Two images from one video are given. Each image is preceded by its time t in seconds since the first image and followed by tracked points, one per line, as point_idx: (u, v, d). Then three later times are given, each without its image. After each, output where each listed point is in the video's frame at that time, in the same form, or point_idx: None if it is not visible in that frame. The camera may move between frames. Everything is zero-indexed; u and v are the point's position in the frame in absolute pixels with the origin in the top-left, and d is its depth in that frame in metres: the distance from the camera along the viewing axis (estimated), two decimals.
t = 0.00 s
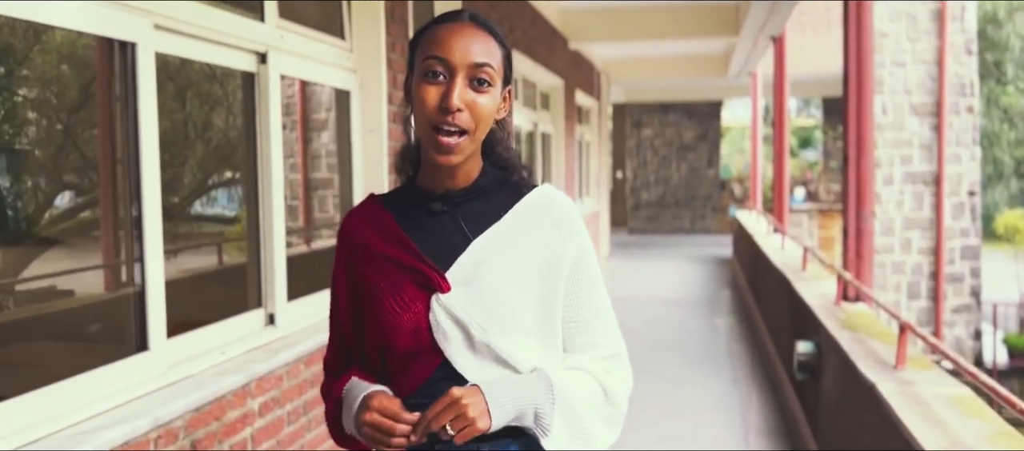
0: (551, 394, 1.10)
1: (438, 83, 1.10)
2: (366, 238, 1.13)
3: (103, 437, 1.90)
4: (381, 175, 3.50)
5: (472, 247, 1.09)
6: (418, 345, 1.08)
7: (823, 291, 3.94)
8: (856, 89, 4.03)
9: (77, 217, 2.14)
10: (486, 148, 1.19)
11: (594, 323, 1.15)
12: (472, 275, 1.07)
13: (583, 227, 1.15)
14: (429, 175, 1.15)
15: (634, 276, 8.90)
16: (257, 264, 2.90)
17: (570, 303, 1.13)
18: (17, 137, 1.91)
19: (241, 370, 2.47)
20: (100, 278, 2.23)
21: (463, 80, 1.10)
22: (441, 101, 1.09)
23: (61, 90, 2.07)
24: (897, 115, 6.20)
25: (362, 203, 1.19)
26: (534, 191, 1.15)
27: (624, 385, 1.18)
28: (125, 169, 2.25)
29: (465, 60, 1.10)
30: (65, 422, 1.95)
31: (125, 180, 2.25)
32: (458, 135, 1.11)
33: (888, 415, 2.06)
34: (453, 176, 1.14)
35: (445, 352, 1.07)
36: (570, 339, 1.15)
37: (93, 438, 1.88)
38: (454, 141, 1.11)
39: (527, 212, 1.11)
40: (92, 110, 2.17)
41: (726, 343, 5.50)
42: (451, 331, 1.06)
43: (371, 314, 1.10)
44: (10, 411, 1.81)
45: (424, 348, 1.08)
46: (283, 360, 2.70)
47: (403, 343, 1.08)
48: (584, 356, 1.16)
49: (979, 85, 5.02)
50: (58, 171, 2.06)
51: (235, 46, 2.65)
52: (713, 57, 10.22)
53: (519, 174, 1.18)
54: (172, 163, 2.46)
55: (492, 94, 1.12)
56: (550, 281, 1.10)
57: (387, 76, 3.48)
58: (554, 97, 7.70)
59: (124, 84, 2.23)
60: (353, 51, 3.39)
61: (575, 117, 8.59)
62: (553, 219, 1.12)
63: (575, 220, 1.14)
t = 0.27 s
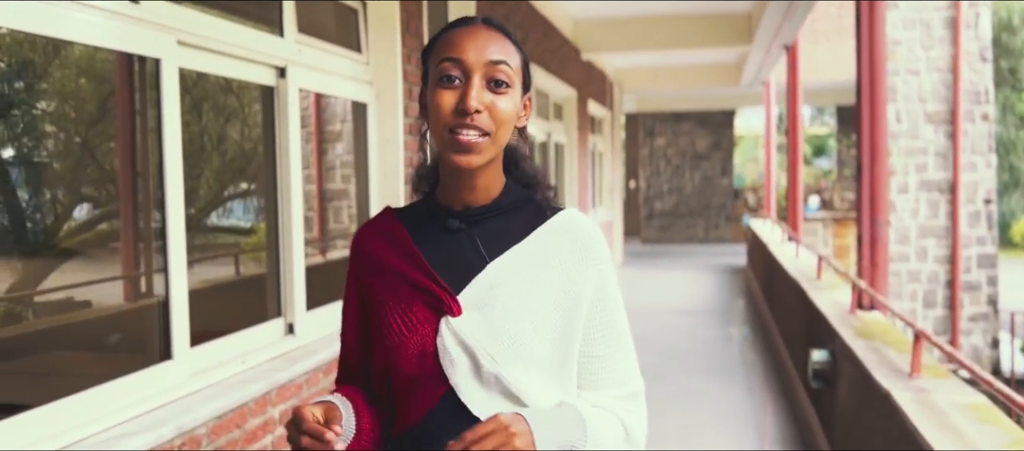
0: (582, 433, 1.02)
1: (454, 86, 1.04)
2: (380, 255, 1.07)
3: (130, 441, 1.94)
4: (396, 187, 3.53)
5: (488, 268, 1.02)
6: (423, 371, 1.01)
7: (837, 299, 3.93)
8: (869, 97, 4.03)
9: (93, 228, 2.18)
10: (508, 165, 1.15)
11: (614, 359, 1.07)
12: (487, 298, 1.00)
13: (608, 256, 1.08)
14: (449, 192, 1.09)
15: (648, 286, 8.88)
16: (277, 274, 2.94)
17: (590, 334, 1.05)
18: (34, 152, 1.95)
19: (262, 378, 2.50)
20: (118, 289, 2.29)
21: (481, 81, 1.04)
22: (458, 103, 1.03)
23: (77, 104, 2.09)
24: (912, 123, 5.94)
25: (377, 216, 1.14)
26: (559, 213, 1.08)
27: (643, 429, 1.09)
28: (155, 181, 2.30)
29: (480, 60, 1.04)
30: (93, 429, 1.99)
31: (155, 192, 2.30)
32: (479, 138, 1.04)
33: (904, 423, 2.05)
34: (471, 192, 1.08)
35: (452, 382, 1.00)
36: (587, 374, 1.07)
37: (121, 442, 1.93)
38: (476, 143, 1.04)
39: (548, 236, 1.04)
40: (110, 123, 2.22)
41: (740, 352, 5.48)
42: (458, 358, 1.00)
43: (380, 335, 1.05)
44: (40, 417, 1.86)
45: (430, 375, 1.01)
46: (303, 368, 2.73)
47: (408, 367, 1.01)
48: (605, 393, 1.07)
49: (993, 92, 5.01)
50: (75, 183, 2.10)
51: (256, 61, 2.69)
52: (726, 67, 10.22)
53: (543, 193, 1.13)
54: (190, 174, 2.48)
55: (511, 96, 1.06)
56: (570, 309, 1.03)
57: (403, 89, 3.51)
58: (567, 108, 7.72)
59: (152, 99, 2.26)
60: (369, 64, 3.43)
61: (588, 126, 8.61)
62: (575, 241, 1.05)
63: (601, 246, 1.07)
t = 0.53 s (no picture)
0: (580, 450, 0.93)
1: (481, 68, 0.99)
2: (389, 253, 1.00)
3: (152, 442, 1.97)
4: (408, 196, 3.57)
5: (500, 278, 0.96)
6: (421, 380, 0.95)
7: (848, 304, 3.93)
8: (878, 102, 4.04)
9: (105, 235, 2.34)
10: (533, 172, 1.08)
11: (631, 387, 0.98)
12: (496, 312, 0.94)
13: (630, 276, 1.01)
14: (467, 190, 1.04)
15: (660, 293, 8.87)
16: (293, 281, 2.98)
17: (605, 356, 0.97)
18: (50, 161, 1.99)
19: (281, 380, 2.54)
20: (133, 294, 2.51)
21: (511, 63, 0.99)
22: (484, 83, 0.98)
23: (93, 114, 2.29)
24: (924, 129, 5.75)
25: (383, 199, 1.09)
26: (580, 226, 1.02)
27: None
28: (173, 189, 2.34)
29: (512, 43, 0.99)
30: (118, 429, 2.02)
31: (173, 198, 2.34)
32: (505, 121, 0.98)
33: (909, 424, 2.06)
34: (490, 189, 1.02)
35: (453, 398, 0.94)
36: (597, 400, 0.97)
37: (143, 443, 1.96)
38: (500, 126, 0.98)
39: (564, 249, 0.98)
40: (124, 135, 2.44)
41: (752, 358, 5.47)
42: (462, 371, 0.94)
43: (380, 334, 0.99)
44: (62, 417, 1.88)
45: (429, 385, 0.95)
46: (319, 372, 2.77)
47: (405, 372, 0.96)
48: (615, 423, 0.96)
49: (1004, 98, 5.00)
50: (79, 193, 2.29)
51: (274, 71, 2.71)
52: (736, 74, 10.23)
53: (565, 202, 1.08)
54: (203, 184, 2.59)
55: (541, 83, 1.00)
56: (585, 327, 0.96)
57: (415, 98, 3.54)
58: (577, 116, 7.75)
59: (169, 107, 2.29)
60: (382, 74, 3.48)
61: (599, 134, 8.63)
62: (590, 259, 0.98)
63: (622, 264, 1.00)
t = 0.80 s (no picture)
0: None
1: (510, 84, 0.99)
2: (410, 261, 0.98)
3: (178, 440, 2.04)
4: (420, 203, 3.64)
5: (517, 295, 0.99)
6: (436, 394, 0.96)
7: (853, 308, 3.96)
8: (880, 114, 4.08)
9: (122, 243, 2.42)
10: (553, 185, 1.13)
11: (640, 396, 1.03)
12: (514, 330, 0.97)
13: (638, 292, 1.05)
14: (483, 200, 1.04)
15: (669, 298, 8.89)
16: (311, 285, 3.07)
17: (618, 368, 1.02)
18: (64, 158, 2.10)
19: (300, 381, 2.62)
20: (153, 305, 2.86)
21: (540, 81, 1.00)
22: (514, 102, 0.98)
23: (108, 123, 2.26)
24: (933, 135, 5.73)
25: (394, 199, 1.06)
26: (593, 243, 1.06)
27: None
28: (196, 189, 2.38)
29: (541, 61, 1.00)
30: (145, 424, 2.08)
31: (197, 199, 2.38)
32: (532, 141, 0.99)
33: (906, 423, 2.11)
34: (509, 204, 1.03)
35: (469, 412, 0.96)
36: (612, 410, 1.03)
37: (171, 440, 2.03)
38: (526, 147, 0.98)
39: (579, 269, 1.01)
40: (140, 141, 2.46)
41: (761, 362, 5.50)
42: (479, 390, 0.95)
43: (393, 348, 0.97)
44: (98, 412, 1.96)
45: (440, 397, 0.96)
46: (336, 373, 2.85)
47: (423, 387, 0.96)
48: (630, 430, 1.03)
49: (1013, 104, 5.00)
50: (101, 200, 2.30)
51: (293, 84, 2.77)
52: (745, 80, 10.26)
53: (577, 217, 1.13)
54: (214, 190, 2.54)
55: (568, 102, 1.02)
56: (601, 344, 1.00)
57: (427, 107, 3.61)
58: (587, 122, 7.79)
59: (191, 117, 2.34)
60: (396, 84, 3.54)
61: (609, 140, 8.68)
62: (604, 277, 1.01)
63: (631, 282, 1.04)
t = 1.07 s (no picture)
0: None
1: (503, 110, 1.01)
2: (411, 269, 1.03)
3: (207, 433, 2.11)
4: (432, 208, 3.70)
5: (514, 298, 1.02)
6: (443, 394, 1.01)
7: (858, 311, 4.00)
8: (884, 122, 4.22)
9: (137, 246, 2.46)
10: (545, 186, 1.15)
11: (642, 390, 1.06)
12: (510, 331, 1.00)
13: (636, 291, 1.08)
14: (480, 209, 1.07)
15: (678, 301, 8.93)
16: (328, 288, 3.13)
17: (618, 363, 1.05)
18: (89, 173, 2.13)
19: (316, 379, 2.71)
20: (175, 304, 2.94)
21: (532, 107, 1.02)
22: (506, 130, 1.00)
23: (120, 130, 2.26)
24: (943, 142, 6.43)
25: (394, 212, 1.10)
26: (589, 244, 1.08)
27: None
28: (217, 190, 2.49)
29: (532, 86, 1.01)
30: (173, 419, 2.17)
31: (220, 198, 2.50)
32: (523, 167, 1.01)
33: (906, 421, 2.15)
34: (504, 215, 1.06)
35: (473, 410, 1.00)
36: (616, 401, 1.06)
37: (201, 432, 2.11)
38: (520, 171, 1.01)
39: (575, 269, 1.04)
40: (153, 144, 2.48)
41: (769, 364, 5.52)
42: (481, 388, 0.99)
43: (399, 352, 1.02)
44: (131, 405, 2.04)
45: (445, 397, 1.01)
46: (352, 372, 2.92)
47: (429, 389, 1.00)
48: (635, 420, 1.06)
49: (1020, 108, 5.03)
50: (123, 204, 2.40)
51: (310, 93, 2.88)
52: (754, 84, 10.29)
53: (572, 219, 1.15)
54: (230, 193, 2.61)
55: (559, 125, 1.03)
56: (597, 343, 1.03)
57: (439, 115, 3.67)
58: (597, 127, 7.84)
59: (214, 124, 2.46)
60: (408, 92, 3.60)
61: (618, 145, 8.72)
62: (597, 276, 1.04)
63: (627, 281, 1.07)
